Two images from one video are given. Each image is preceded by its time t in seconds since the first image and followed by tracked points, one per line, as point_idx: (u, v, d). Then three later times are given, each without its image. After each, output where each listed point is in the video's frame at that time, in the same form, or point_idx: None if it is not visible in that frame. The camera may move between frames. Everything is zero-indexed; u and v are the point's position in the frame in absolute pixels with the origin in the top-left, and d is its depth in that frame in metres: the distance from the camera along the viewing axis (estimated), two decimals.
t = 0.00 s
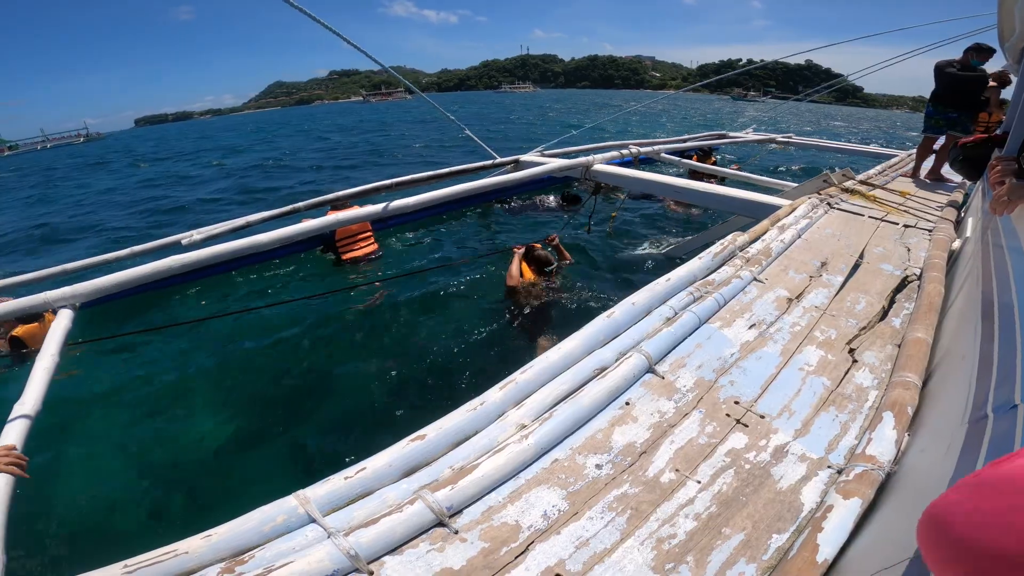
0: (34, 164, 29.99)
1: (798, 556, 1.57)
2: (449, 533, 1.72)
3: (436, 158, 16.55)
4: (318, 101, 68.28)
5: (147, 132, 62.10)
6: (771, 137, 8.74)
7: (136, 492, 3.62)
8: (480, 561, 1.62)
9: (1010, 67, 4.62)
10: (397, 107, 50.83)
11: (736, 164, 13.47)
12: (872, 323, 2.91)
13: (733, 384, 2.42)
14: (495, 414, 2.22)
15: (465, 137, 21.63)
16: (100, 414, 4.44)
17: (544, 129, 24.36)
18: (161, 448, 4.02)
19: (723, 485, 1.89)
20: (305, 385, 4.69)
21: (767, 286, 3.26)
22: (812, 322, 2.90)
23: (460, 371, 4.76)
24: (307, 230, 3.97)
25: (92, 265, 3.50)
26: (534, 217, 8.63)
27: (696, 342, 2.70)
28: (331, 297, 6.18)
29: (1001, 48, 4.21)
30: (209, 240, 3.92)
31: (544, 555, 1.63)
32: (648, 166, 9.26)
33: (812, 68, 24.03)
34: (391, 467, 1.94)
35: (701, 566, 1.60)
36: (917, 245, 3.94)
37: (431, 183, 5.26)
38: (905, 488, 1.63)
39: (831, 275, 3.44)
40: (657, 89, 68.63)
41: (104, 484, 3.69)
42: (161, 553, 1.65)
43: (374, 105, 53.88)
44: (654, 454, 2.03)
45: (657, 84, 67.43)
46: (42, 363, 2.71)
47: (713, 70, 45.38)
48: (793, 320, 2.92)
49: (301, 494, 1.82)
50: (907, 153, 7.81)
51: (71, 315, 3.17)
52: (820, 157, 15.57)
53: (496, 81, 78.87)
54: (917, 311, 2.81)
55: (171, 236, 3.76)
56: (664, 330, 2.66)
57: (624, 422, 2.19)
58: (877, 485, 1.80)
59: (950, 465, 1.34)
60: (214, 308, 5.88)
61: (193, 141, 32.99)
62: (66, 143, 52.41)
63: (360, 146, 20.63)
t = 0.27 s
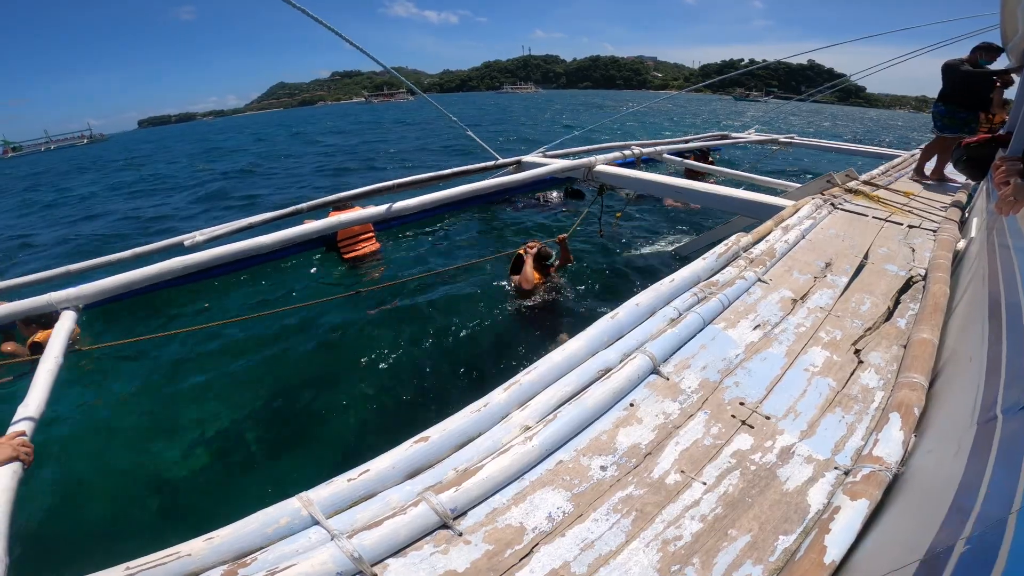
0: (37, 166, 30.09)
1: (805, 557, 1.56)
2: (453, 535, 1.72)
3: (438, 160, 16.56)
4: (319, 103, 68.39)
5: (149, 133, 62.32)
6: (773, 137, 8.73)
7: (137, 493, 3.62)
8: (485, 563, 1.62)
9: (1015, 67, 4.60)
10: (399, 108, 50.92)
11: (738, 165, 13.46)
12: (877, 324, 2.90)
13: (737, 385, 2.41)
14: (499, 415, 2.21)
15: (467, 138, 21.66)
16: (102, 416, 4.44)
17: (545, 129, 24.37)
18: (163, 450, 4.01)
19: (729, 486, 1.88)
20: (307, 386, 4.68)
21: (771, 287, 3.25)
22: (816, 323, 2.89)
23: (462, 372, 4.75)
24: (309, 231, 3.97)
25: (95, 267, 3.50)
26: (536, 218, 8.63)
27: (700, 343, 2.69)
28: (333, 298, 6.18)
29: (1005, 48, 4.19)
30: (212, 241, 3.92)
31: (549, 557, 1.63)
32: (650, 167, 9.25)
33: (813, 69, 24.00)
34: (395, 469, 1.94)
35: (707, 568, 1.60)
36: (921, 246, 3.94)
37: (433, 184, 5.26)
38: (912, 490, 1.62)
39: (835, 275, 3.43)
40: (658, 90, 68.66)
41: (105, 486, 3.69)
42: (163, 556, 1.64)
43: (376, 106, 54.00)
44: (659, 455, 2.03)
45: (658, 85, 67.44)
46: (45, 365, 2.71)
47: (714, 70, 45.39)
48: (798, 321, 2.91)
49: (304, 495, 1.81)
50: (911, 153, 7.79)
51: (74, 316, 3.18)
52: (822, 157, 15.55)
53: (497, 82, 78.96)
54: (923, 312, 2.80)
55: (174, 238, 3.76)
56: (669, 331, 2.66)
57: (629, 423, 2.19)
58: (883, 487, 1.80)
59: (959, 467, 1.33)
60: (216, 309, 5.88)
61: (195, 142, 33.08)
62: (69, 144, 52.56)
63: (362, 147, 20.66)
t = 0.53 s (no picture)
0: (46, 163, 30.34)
1: (803, 559, 1.56)
2: (451, 533, 1.72)
3: (442, 159, 16.59)
4: (325, 101, 68.56)
5: (156, 131, 62.71)
6: (778, 138, 8.69)
7: (139, 488, 3.65)
8: (482, 562, 1.62)
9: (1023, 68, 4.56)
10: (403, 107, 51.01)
11: (743, 165, 13.40)
12: (880, 326, 2.89)
13: (738, 386, 2.41)
14: (498, 414, 2.22)
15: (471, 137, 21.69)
16: (105, 411, 4.48)
17: (550, 129, 24.35)
18: (166, 446, 4.05)
19: (728, 487, 1.88)
20: (309, 383, 4.70)
21: (774, 287, 3.24)
22: (819, 324, 2.88)
23: (464, 371, 4.76)
24: (312, 229, 3.99)
25: (100, 264, 3.53)
26: (540, 217, 8.62)
27: (701, 343, 2.69)
28: (337, 296, 6.20)
29: (1012, 49, 4.16)
30: (216, 238, 3.94)
31: (546, 557, 1.63)
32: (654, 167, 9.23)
33: (820, 69, 23.88)
34: (394, 467, 1.94)
35: (704, 568, 1.60)
36: (925, 247, 3.91)
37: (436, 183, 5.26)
38: (912, 493, 1.61)
39: (839, 277, 3.42)
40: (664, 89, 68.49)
41: (107, 481, 3.72)
42: (162, 551, 1.65)
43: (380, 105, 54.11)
44: (658, 456, 2.03)
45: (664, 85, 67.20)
46: (49, 361, 2.74)
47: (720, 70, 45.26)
48: (800, 322, 2.90)
49: (303, 493, 1.83)
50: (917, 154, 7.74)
51: (78, 313, 3.21)
52: (828, 158, 15.48)
53: (502, 81, 78.96)
54: (926, 314, 2.78)
55: (178, 235, 3.78)
56: (670, 331, 2.66)
57: (628, 423, 2.19)
58: (883, 489, 1.79)
59: (958, 470, 1.32)
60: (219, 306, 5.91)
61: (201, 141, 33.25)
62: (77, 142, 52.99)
63: (366, 146, 20.71)
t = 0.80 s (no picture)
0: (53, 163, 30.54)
1: (809, 562, 1.53)
2: (450, 534, 1.70)
3: (446, 158, 16.58)
4: (329, 102, 68.75)
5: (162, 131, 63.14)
6: (784, 138, 8.63)
7: (139, 486, 3.65)
8: (482, 564, 1.60)
9: None
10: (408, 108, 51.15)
11: (748, 165, 13.33)
12: (888, 326, 2.85)
13: (744, 386, 2.38)
14: (500, 414, 2.19)
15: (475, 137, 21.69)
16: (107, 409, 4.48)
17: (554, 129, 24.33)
18: (166, 444, 4.04)
19: (733, 489, 1.85)
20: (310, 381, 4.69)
21: (780, 287, 3.21)
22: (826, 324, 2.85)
23: (465, 370, 4.73)
24: (315, 227, 3.97)
25: (102, 261, 3.52)
26: (544, 217, 8.60)
27: (707, 342, 2.66)
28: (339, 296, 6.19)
29: None
30: (219, 237, 3.93)
31: (547, 559, 1.61)
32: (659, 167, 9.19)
33: (826, 68, 23.73)
34: (393, 467, 1.92)
35: (709, 571, 1.57)
36: (934, 247, 3.87)
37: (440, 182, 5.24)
38: (921, 496, 1.58)
39: (846, 276, 3.38)
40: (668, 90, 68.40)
41: (107, 479, 3.72)
42: (157, 551, 1.64)
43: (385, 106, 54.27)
44: (662, 456, 2.00)
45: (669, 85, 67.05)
46: (49, 359, 2.73)
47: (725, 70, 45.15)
48: (807, 322, 2.86)
49: (301, 492, 1.81)
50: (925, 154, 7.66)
51: (80, 310, 3.21)
52: (834, 158, 15.39)
53: (506, 82, 79.05)
54: (935, 314, 2.74)
55: (181, 233, 3.77)
56: (674, 330, 2.63)
57: (632, 423, 2.16)
58: (892, 491, 1.76)
59: (970, 472, 1.29)
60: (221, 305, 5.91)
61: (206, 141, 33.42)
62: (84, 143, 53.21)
63: (371, 146, 20.74)
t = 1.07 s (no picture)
0: (66, 161, 30.89)
1: (812, 565, 1.52)
2: (453, 532, 1.71)
3: (454, 159, 16.60)
4: (338, 101, 69.12)
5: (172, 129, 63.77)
6: (793, 140, 8.58)
7: (145, 481, 3.68)
8: (484, 562, 1.60)
9: None
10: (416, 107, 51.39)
11: (757, 167, 13.25)
12: (896, 329, 2.83)
13: (750, 388, 2.37)
14: (504, 412, 2.20)
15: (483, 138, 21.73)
16: (115, 405, 4.53)
17: (561, 130, 24.32)
18: (173, 440, 4.08)
19: (737, 491, 1.85)
20: (315, 379, 4.72)
21: (787, 289, 3.19)
22: (833, 327, 2.83)
23: (470, 369, 4.75)
24: (323, 225, 4.00)
25: (112, 258, 3.56)
26: (550, 217, 8.60)
27: (713, 344, 2.65)
28: (346, 294, 6.23)
29: None
30: (227, 234, 3.96)
31: (549, 558, 1.61)
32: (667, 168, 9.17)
33: (837, 70, 23.58)
34: (397, 464, 1.93)
35: (712, 573, 1.57)
36: (943, 251, 3.84)
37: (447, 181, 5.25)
38: (926, 499, 1.57)
39: (854, 279, 3.36)
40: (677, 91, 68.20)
41: (114, 474, 3.76)
42: (161, 545, 1.65)
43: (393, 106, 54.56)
44: (666, 457, 1.99)
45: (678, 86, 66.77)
46: (59, 353, 2.76)
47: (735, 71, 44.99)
48: (814, 325, 2.85)
49: (304, 488, 1.82)
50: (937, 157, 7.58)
51: (90, 305, 3.24)
52: (844, 161, 15.28)
53: (514, 83, 79.13)
54: (944, 318, 2.72)
55: (190, 230, 3.81)
56: (680, 331, 2.62)
57: (637, 423, 2.16)
58: (897, 495, 1.74)
59: (976, 477, 1.28)
60: (228, 302, 5.96)
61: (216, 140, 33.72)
62: (97, 141, 53.80)
63: (379, 145, 20.83)
